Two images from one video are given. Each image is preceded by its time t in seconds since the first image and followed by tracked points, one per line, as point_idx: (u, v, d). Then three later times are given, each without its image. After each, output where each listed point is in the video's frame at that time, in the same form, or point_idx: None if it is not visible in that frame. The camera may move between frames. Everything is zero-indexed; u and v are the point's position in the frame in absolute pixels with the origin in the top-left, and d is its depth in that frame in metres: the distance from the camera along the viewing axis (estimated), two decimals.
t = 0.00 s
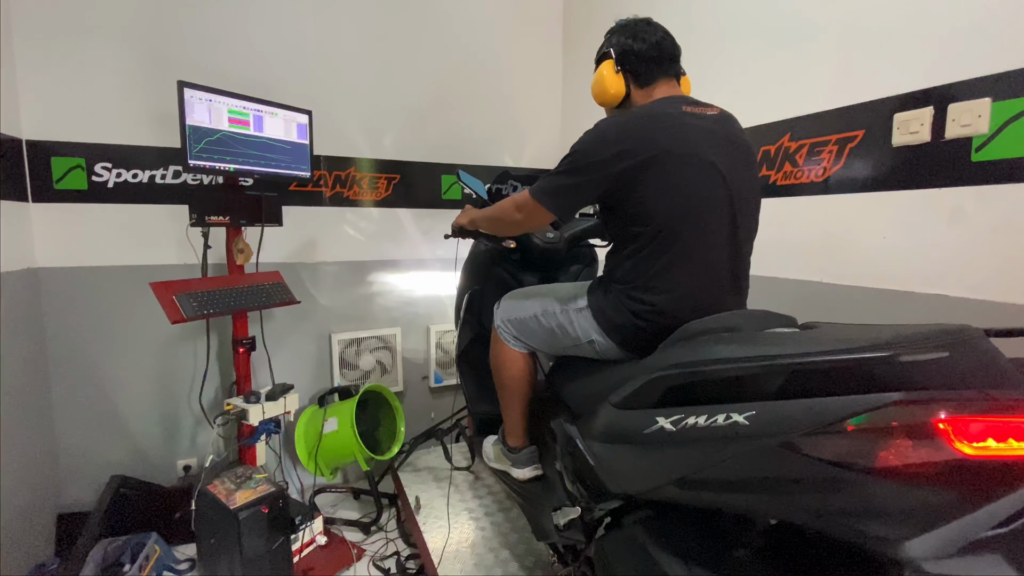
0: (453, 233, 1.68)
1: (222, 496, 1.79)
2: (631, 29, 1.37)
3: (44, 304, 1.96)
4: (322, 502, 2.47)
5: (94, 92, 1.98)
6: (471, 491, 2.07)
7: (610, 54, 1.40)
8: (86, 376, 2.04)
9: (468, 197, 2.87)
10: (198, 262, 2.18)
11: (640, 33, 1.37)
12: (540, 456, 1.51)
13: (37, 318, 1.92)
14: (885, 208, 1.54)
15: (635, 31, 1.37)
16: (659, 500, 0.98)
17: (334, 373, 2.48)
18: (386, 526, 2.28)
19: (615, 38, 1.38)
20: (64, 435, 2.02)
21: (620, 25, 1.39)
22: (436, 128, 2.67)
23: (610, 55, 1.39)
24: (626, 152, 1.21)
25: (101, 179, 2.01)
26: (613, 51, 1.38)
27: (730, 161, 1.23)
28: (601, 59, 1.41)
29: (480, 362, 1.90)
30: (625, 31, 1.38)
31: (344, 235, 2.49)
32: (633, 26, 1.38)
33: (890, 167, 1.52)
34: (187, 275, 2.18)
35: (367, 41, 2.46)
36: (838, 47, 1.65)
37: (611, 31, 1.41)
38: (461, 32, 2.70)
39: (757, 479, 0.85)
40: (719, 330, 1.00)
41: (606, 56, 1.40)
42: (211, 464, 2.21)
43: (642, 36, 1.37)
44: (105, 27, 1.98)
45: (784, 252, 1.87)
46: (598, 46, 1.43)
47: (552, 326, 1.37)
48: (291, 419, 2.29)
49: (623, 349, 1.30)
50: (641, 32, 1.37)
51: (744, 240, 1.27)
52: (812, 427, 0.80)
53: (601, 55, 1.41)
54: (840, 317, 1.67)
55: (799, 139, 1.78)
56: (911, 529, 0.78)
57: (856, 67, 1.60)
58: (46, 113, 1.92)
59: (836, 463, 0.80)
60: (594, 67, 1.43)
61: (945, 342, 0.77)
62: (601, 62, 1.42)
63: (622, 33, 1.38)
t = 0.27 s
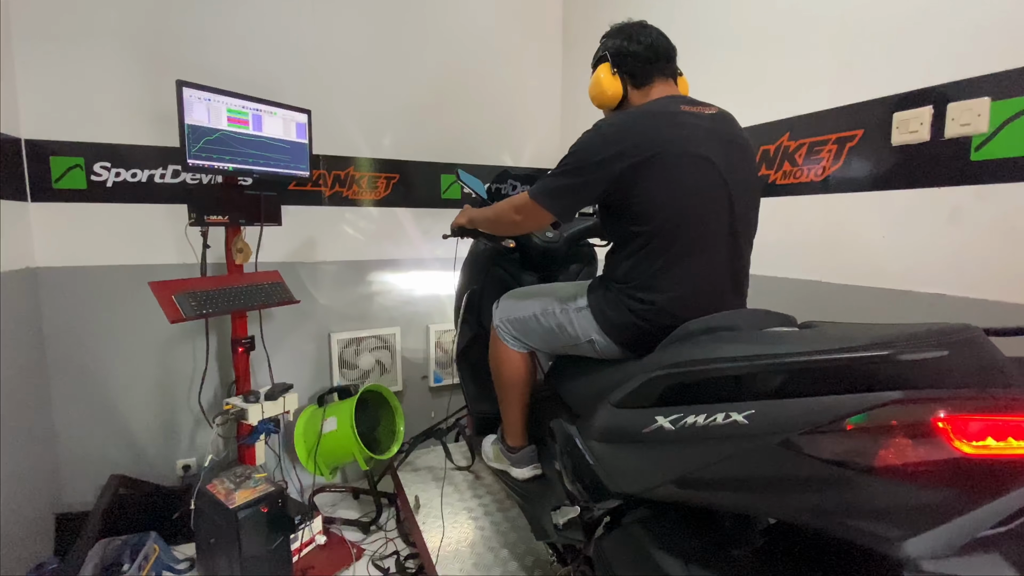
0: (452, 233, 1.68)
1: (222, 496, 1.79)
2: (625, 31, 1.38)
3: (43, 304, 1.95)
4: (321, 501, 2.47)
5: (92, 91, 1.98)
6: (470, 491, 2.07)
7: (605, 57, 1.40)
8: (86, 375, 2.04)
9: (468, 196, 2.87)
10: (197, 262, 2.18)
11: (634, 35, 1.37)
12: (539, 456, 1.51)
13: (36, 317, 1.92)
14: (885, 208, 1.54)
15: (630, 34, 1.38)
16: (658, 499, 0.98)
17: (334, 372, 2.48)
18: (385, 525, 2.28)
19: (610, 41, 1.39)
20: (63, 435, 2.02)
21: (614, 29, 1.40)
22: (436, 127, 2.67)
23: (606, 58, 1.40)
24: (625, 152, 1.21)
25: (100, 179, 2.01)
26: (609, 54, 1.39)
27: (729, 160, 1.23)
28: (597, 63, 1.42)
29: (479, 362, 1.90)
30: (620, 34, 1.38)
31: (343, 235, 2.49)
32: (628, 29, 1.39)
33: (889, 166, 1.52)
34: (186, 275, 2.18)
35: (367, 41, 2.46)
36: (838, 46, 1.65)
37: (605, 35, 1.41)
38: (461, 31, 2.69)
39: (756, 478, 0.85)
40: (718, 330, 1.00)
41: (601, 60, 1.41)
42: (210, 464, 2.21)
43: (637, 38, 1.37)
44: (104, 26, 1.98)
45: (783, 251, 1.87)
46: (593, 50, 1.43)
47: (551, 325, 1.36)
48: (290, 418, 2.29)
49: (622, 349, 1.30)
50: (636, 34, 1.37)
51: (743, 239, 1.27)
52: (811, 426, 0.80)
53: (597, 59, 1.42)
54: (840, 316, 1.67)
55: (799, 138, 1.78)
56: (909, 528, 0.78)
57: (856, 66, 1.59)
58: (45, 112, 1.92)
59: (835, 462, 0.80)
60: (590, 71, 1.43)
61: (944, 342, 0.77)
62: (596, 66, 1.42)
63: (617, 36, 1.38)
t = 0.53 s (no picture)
0: (451, 233, 1.68)
1: (221, 496, 1.79)
2: (623, 31, 1.38)
3: (42, 303, 1.95)
4: (320, 501, 2.47)
5: (91, 90, 1.98)
6: (470, 491, 2.07)
7: (603, 58, 1.40)
8: (85, 375, 2.03)
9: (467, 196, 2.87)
10: (196, 262, 2.17)
11: (631, 35, 1.37)
12: (538, 455, 1.51)
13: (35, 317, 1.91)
14: (884, 207, 1.54)
15: (627, 35, 1.38)
16: (657, 499, 0.98)
17: (333, 372, 2.48)
18: (385, 525, 2.28)
19: (607, 42, 1.39)
20: (62, 435, 2.01)
21: (611, 30, 1.40)
22: (435, 127, 2.67)
23: (604, 59, 1.40)
24: (624, 151, 1.21)
25: (99, 178, 2.01)
26: (606, 54, 1.39)
27: (728, 160, 1.24)
28: (595, 63, 1.42)
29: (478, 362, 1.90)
30: (617, 35, 1.39)
31: (343, 235, 2.49)
32: (625, 29, 1.39)
33: (888, 166, 1.52)
34: (185, 275, 2.18)
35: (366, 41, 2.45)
36: (837, 46, 1.64)
37: (603, 36, 1.41)
38: (460, 30, 2.69)
39: (755, 477, 0.85)
40: (717, 329, 1.00)
41: (599, 60, 1.41)
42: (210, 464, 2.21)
43: (634, 38, 1.37)
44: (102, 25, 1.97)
45: (782, 251, 1.86)
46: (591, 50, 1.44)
47: (551, 325, 1.37)
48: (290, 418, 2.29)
49: (621, 348, 1.30)
50: (633, 35, 1.37)
51: (742, 238, 1.27)
52: (810, 426, 0.80)
53: (594, 60, 1.42)
54: (839, 315, 1.67)
55: (798, 138, 1.78)
56: (908, 528, 0.78)
57: (855, 65, 1.60)
58: (43, 112, 1.92)
59: (833, 461, 0.80)
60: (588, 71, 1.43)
61: (942, 341, 0.78)
62: (594, 66, 1.42)
63: (614, 37, 1.39)
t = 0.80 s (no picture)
0: (450, 233, 1.68)
1: (220, 497, 1.79)
2: (620, 32, 1.38)
3: (41, 304, 1.95)
4: (320, 501, 2.47)
5: (90, 90, 1.97)
6: (469, 491, 2.07)
7: (601, 59, 1.40)
8: (84, 375, 2.03)
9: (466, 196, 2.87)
10: (195, 262, 2.17)
11: (628, 36, 1.37)
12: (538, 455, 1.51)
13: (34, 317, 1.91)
14: (883, 207, 1.54)
15: (624, 35, 1.38)
16: (656, 499, 0.98)
17: (332, 373, 2.48)
18: (385, 525, 2.28)
19: (605, 43, 1.39)
20: (61, 435, 2.01)
21: (609, 31, 1.40)
22: (434, 127, 2.67)
23: (602, 60, 1.40)
24: (623, 152, 1.21)
25: (97, 178, 2.01)
26: (604, 55, 1.39)
27: (726, 160, 1.24)
28: (593, 64, 1.42)
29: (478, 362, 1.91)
30: (615, 36, 1.39)
31: (342, 235, 2.49)
32: (622, 30, 1.39)
33: (887, 166, 1.52)
34: (184, 275, 2.17)
35: (365, 41, 2.45)
36: (836, 45, 1.64)
37: (600, 37, 1.42)
38: (459, 30, 2.69)
39: (754, 477, 0.85)
40: (716, 329, 1.00)
41: (597, 61, 1.41)
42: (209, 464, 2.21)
43: (632, 39, 1.37)
44: (101, 25, 1.97)
45: (782, 250, 1.86)
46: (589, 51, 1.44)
47: (550, 325, 1.37)
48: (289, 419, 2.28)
49: (621, 348, 1.30)
50: (630, 35, 1.37)
51: (741, 238, 1.27)
52: (810, 426, 0.80)
53: (592, 61, 1.42)
54: (838, 315, 1.68)
55: (797, 137, 1.78)
56: (907, 528, 0.78)
57: (854, 65, 1.59)
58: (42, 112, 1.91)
59: (832, 461, 0.80)
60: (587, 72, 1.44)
61: (941, 341, 0.78)
62: (592, 68, 1.42)
63: (611, 38, 1.39)
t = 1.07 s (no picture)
0: (450, 233, 1.68)
1: (220, 497, 1.79)
2: (617, 33, 1.38)
3: (40, 305, 1.95)
4: (320, 502, 2.47)
5: (89, 91, 1.97)
6: (469, 491, 2.07)
7: (598, 60, 1.41)
8: (83, 376, 2.03)
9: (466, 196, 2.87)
10: (195, 263, 2.17)
11: (625, 37, 1.38)
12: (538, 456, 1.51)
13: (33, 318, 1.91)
14: (883, 207, 1.54)
15: (621, 37, 1.38)
16: (656, 499, 0.98)
17: (332, 373, 2.48)
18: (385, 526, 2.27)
19: (602, 45, 1.39)
20: (61, 436, 2.01)
21: (606, 33, 1.41)
22: (433, 127, 2.67)
23: (599, 62, 1.41)
24: (622, 152, 1.21)
25: (97, 179, 2.00)
26: (601, 57, 1.40)
27: (726, 159, 1.24)
28: (591, 67, 1.43)
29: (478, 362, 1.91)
30: (612, 37, 1.39)
31: (341, 235, 2.49)
32: (619, 31, 1.39)
33: (887, 165, 1.52)
34: (184, 276, 2.17)
35: (364, 41, 2.45)
36: (835, 45, 1.64)
37: (598, 39, 1.42)
38: (458, 31, 2.69)
39: (754, 477, 0.86)
40: (716, 329, 1.00)
41: (595, 63, 1.42)
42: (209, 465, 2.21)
43: (629, 39, 1.37)
44: (100, 26, 1.97)
45: (782, 250, 1.86)
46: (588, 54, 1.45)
47: (550, 325, 1.37)
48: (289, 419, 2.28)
49: (620, 348, 1.30)
50: (627, 36, 1.37)
51: (741, 238, 1.27)
52: (810, 425, 0.80)
53: (590, 63, 1.43)
54: (838, 315, 1.67)
55: (796, 137, 1.78)
56: (907, 528, 0.78)
57: (853, 65, 1.60)
58: (41, 113, 1.91)
59: (831, 461, 0.80)
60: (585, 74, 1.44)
61: (941, 341, 0.78)
62: (590, 70, 1.43)
63: (608, 40, 1.39)
